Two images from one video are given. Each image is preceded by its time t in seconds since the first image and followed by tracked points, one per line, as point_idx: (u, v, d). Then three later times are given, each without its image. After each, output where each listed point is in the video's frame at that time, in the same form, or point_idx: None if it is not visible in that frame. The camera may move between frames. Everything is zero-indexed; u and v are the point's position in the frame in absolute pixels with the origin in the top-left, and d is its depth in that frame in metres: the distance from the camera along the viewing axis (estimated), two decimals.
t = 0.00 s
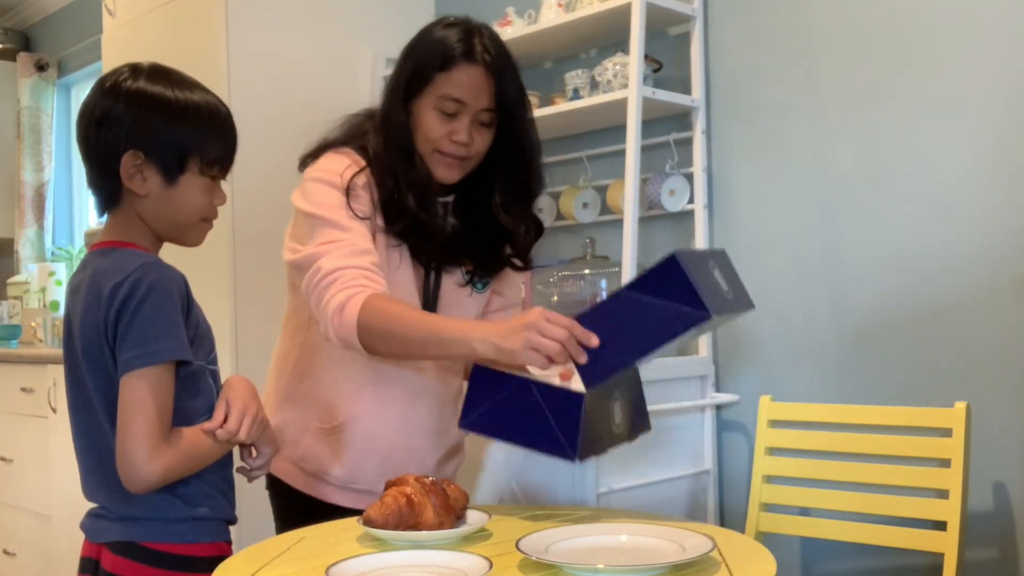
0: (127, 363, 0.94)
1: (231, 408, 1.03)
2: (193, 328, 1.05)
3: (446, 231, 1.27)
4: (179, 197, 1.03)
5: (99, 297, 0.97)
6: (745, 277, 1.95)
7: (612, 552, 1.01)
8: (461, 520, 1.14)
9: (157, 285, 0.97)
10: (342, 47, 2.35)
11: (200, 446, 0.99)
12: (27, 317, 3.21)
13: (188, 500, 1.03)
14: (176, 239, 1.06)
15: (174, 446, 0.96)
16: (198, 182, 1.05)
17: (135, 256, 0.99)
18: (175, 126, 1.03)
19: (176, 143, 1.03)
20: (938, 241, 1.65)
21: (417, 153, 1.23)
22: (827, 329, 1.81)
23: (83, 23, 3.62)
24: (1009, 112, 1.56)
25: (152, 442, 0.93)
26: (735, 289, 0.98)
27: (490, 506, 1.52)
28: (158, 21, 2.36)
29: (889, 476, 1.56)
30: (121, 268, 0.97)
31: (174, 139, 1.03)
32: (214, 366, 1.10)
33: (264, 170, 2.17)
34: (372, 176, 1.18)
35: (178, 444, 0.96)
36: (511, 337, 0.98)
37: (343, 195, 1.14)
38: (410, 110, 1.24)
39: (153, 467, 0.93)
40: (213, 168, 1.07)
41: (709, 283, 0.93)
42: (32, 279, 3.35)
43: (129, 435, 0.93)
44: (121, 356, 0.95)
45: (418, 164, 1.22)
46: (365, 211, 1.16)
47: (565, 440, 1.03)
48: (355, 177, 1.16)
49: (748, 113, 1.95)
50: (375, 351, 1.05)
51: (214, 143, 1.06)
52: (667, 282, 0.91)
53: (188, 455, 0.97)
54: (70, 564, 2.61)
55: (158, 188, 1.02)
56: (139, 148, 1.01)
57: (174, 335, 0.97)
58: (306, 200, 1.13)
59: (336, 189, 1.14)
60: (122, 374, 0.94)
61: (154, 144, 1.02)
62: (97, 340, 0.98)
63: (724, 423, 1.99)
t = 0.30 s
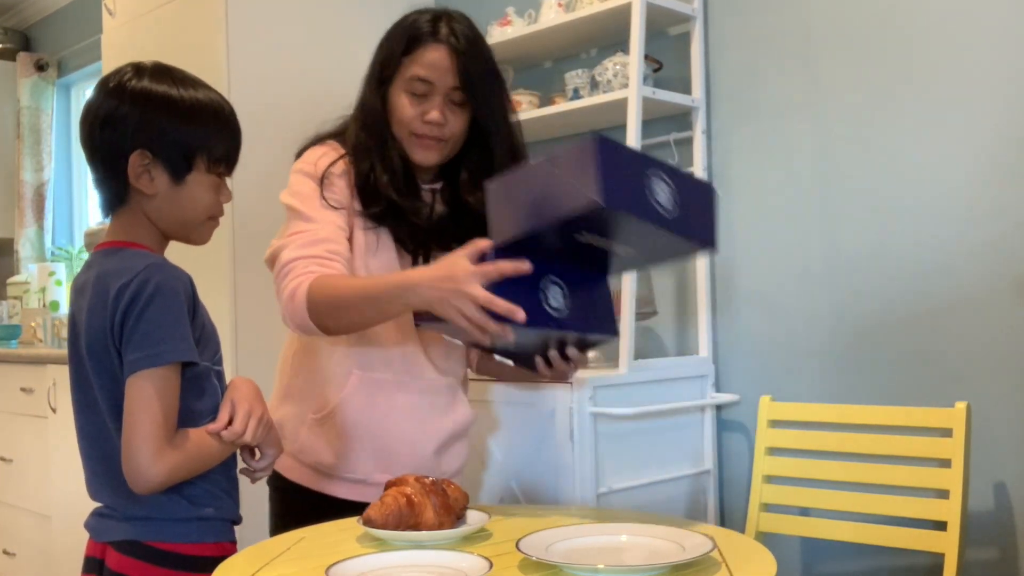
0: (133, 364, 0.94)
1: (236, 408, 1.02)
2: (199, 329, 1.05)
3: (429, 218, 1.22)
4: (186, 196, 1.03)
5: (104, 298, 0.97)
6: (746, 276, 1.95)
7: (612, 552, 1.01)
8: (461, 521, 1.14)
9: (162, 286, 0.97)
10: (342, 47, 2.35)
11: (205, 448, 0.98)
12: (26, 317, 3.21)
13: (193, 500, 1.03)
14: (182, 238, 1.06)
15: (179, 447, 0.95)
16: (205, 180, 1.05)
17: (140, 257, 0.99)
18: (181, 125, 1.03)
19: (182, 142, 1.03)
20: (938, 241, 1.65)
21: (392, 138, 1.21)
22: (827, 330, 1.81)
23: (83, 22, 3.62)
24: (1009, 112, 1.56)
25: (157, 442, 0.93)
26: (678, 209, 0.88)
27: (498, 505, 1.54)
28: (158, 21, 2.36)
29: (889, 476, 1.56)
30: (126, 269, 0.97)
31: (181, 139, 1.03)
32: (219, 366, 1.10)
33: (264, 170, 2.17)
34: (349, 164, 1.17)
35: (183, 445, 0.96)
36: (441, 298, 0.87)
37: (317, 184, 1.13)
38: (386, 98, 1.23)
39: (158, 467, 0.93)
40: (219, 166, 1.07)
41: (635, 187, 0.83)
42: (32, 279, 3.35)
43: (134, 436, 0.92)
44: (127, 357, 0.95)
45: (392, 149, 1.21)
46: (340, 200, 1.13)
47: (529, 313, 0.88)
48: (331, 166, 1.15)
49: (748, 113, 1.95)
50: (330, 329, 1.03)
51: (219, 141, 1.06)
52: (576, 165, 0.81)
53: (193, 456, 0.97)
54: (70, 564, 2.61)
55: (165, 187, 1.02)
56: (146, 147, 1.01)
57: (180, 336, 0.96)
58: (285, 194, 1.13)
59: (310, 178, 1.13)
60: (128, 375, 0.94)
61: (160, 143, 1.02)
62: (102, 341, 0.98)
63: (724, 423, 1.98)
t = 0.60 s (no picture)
0: (144, 365, 0.94)
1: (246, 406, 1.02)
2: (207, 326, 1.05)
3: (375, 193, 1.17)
4: (189, 194, 1.03)
5: (112, 298, 0.97)
6: (746, 276, 1.95)
7: (612, 552, 1.01)
8: (462, 521, 1.14)
9: (170, 285, 0.97)
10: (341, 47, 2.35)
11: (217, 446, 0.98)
12: (26, 317, 3.21)
13: (204, 498, 1.03)
14: (185, 237, 1.06)
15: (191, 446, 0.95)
16: (207, 178, 1.05)
17: (148, 257, 0.98)
18: (183, 124, 1.03)
19: (185, 141, 1.02)
20: (938, 241, 1.65)
21: (333, 119, 1.17)
22: (828, 329, 1.80)
23: (83, 22, 3.62)
24: (1008, 112, 1.56)
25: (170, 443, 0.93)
26: (501, 27, 0.90)
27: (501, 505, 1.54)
28: (158, 20, 2.35)
29: (890, 476, 1.55)
30: (134, 269, 0.97)
31: (183, 138, 1.02)
32: (226, 365, 1.10)
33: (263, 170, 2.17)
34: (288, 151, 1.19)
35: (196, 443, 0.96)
36: (324, 179, 0.93)
37: (252, 171, 1.17)
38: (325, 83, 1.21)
39: (173, 467, 0.93)
40: (220, 164, 1.07)
41: (436, 17, 0.87)
42: (31, 279, 3.35)
43: (147, 436, 0.92)
44: (137, 358, 0.94)
45: (334, 130, 1.17)
46: (276, 185, 1.16)
47: (406, 180, 0.91)
48: (267, 155, 1.18)
49: (748, 112, 1.94)
50: (258, 282, 1.07)
51: (222, 140, 1.06)
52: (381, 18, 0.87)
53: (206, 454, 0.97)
54: (70, 564, 2.61)
55: (169, 186, 1.02)
56: (149, 147, 1.01)
57: (189, 336, 0.96)
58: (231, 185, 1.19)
59: (248, 166, 1.18)
60: (139, 376, 0.94)
61: (163, 143, 1.01)
62: (110, 342, 0.97)
63: (724, 423, 1.98)
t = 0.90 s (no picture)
0: (145, 372, 0.93)
1: (251, 410, 1.03)
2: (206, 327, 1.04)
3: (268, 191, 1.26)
4: (182, 196, 1.01)
5: (111, 305, 0.97)
6: (746, 276, 1.94)
7: (612, 552, 1.01)
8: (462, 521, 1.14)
9: (168, 290, 0.96)
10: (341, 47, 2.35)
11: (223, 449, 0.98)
12: (26, 317, 3.21)
13: (214, 499, 1.03)
14: (179, 238, 1.04)
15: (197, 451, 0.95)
16: (200, 180, 1.02)
17: (145, 263, 0.98)
18: (175, 126, 1.00)
19: (178, 144, 0.99)
20: (938, 240, 1.65)
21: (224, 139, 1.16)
22: (826, 329, 1.81)
23: (83, 22, 3.62)
24: (1008, 112, 1.56)
25: (175, 449, 0.92)
26: None
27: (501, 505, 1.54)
28: (158, 20, 2.35)
29: (891, 477, 1.55)
30: (131, 276, 0.96)
31: (176, 140, 1.00)
32: (226, 365, 1.09)
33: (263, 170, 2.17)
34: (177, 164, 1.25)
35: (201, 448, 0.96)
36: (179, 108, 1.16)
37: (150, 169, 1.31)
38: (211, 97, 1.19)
39: (180, 473, 0.93)
40: (213, 166, 1.04)
41: None
42: (32, 279, 3.35)
43: (152, 444, 0.92)
44: (138, 365, 0.94)
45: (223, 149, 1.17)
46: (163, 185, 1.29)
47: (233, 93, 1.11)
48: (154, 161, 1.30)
49: (748, 113, 1.94)
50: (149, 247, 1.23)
51: (215, 141, 1.03)
52: None
53: (212, 458, 0.97)
54: (70, 564, 2.61)
55: (162, 189, 1.00)
56: (142, 149, 0.99)
57: (190, 340, 0.96)
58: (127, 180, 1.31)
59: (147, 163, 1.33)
60: (141, 383, 0.93)
61: (155, 146, 0.99)
62: (110, 349, 0.97)
63: (724, 423, 1.98)
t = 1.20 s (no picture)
0: (123, 373, 0.93)
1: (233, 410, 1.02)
2: (195, 328, 1.04)
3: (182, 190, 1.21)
4: (175, 201, 0.98)
5: (94, 304, 0.96)
6: (745, 276, 1.94)
7: (612, 552, 1.01)
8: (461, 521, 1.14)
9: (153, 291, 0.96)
10: (341, 46, 2.35)
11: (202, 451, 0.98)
12: (26, 317, 3.20)
13: (193, 500, 1.02)
14: (176, 242, 1.02)
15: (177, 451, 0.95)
16: (195, 186, 0.99)
17: (130, 264, 0.98)
18: (171, 128, 0.97)
19: (173, 147, 0.97)
20: (938, 240, 1.65)
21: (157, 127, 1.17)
22: (826, 329, 1.81)
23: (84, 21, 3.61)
24: (1008, 112, 1.56)
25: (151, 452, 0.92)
26: None
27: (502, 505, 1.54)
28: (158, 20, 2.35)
29: (891, 477, 1.55)
30: (115, 276, 0.96)
31: (172, 143, 0.97)
32: (215, 368, 1.08)
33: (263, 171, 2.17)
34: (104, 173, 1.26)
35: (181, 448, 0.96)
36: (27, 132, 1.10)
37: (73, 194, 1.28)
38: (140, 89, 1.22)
39: (156, 475, 0.92)
40: (211, 172, 1.00)
41: None
42: (31, 279, 3.35)
43: (128, 446, 0.91)
44: (117, 365, 0.94)
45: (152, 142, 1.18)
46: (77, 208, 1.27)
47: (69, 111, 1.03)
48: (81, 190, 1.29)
49: (748, 112, 1.94)
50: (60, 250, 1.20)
51: (215, 147, 1.00)
52: None
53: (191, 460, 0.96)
54: (70, 563, 2.61)
55: (155, 191, 0.98)
56: (137, 149, 0.97)
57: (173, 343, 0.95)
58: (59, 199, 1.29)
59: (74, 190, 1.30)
60: (120, 384, 0.93)
61: (151, 147, 0.97)
62: (93, 348, 0.97)
63: (724, 423, 1.98)
